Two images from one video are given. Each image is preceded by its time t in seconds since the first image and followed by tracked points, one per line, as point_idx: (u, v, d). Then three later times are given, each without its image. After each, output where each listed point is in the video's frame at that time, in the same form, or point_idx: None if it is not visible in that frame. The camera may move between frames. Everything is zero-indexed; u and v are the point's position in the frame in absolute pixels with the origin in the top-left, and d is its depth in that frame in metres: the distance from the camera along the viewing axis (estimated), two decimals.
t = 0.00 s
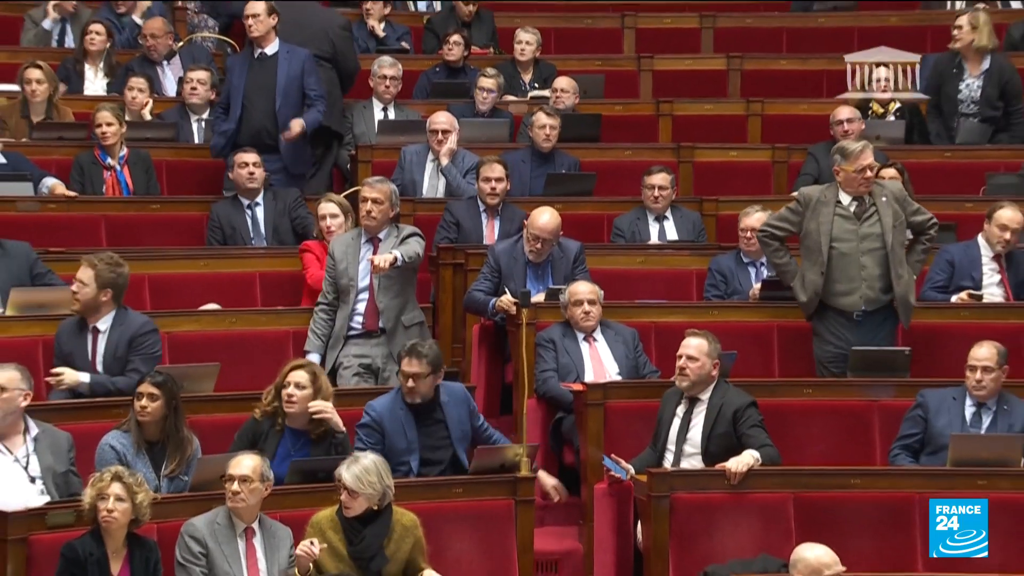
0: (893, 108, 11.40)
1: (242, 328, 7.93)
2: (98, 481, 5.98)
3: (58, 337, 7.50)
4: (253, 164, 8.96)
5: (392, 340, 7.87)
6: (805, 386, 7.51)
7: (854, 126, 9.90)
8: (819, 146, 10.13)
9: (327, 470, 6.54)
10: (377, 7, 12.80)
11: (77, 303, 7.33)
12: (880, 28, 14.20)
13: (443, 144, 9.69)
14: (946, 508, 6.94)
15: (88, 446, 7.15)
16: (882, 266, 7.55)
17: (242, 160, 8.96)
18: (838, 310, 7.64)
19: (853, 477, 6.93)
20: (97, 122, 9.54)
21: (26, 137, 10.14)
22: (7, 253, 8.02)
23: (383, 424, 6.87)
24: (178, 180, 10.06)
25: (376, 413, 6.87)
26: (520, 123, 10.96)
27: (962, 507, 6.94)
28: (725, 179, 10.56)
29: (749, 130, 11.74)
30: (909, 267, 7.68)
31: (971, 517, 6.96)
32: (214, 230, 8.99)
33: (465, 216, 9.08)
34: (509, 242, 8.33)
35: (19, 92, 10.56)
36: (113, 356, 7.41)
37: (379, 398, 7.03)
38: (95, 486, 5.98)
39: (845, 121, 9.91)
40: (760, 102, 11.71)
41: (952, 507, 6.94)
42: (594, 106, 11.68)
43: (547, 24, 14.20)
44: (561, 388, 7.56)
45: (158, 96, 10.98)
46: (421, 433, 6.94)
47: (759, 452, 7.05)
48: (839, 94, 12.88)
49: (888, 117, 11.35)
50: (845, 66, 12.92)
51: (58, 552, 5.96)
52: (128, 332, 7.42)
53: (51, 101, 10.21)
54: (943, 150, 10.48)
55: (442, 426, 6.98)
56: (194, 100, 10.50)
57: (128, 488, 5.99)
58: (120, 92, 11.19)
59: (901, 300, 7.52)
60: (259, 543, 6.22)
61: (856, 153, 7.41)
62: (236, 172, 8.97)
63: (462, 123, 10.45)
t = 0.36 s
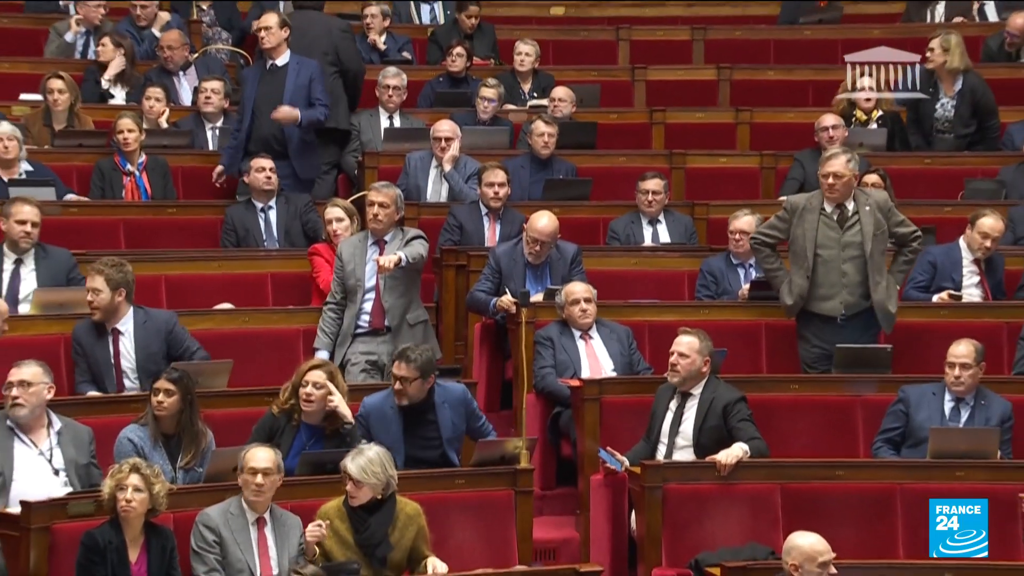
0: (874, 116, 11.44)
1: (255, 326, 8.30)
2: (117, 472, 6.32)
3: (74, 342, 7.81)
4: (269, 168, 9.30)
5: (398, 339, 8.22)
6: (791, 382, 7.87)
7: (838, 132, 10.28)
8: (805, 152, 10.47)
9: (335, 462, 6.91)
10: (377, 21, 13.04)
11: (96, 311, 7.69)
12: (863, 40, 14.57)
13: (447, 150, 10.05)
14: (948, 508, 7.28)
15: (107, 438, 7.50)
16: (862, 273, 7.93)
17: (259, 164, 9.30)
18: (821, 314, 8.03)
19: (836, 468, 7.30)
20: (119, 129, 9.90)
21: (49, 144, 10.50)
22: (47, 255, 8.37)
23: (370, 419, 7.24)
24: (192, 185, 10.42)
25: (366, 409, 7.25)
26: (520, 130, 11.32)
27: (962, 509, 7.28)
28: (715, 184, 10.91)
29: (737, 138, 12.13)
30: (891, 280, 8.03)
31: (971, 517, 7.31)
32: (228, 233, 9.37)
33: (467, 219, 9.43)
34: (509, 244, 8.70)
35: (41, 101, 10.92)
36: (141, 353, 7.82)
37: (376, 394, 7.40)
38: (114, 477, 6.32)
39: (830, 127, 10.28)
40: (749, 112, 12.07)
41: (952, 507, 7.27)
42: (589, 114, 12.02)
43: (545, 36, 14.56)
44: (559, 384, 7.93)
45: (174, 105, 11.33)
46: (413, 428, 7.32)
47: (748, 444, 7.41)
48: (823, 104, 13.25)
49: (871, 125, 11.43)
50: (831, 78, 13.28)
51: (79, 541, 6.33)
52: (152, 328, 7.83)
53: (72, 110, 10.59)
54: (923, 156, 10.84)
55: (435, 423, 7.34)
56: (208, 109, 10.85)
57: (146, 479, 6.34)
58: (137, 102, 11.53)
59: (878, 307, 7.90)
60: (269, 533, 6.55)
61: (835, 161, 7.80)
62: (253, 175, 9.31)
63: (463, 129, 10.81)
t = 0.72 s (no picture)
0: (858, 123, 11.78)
1: (268, 324, 8.68)
2: (134, 464, 6.66)
3: (78, 352, 8.00)
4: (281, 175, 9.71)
5: (402, 337, 8.60)
6: (779, 378, 8.24)
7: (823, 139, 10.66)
8: (791, 159, 10.81)
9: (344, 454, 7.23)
10: (382, 33, 13.46)
11: (105, 316, 7.89)
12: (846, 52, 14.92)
13: (449, 157, 10.44)
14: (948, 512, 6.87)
15: (125, 430, 7.86)
16: (848, 274, 8.31)
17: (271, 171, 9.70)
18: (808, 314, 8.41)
19: (821, 460, 7.67)
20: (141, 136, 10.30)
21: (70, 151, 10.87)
22: (79, 259, 8.76)
23: (370, 418, 7.56)
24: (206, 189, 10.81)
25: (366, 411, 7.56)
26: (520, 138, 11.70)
27: (963, 510, 6.83)
28: (706, 190, 11.29)
29: (726, 145, 12.51)
30: (875, 283, 8.45)
31: (972, 520, 6.84)
32: (240, 235, 9.75)
33: (469, 223, 9.83)
34: (510, 247, 9.08)
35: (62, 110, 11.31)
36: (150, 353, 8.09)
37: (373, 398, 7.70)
38: (131, 468, 6.66)
39: (815, 135, 10.65)
40: (738, 120, 12.45)
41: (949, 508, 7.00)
42: (585, 122, 12.40)
43: (543, 48, 14.96)
44: (557, 380, 8.30)
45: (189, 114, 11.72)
46: (410, 432, 7.63)
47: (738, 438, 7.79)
48: (809, 113, 13.64)
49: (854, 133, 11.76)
50: (817, 87, 13.65)
51: (99, 529, 6.69)
52: (158, 326, 8.12)
53: (93, 119, 10.98)
54: (904, 162, 11.21)
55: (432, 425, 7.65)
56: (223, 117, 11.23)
57: (162, 470, 6.68)
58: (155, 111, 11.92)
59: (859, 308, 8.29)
60: (284, 524, 6.88)
61: (821, 165, 8.19)
62: (266, 181, 9.71)
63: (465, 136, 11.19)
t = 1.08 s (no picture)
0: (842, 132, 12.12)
1: (278, 323, 9.09)
2: (152, 456, 7.06)
3: (92, 351, 8.32)
4: (291, 180, 10.11)
5: (406, 336, 9.00)
6: (767, 374, 8.64)
7: (809, 146, 11.07)
8: (779, 165, 11.21)
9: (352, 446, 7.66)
10: (387, 44, 13.93)
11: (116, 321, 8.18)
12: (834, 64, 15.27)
13: (452, 163, 10.83)
14: (948, 510, 7.11)
15: (144, 425, 8.25)
16: (835, 274, 8.72)
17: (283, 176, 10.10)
18: (798, 313, 8.82)
19: (807, 453, 8.07)
20: (163, 145, 10.64)
21: (91, 158, 11.24)
22: (100, 262, 9.17)
23: (379, 416, 7.95)
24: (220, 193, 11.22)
25: (375, 408, 7.95)
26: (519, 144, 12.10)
27: (964, 510, 7.11)
28: (698, 195, 11.68)
29: (716, 153, 12.90)
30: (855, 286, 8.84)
31: (971, 519, 7.13)
32: (253, 237, 10.15)
33: (473, 226, 10.23)
34: (510, 249, 9.48)
35: (83, 119, 11.72)
36: (158, 357, 8.36)
37: (382, 396, 8.09)
38: (148, 460, 7.06)
39: (801, 143, 11.05)
40: (728, 128, 12.84)
41: (954, 510, 7.12)
42: (582, 130, 12.79)
43: (542, 60, 15.38)
44: (555, 376, 8.70)
45: (203, 121, 12.13)
46: (416, 432, 8.01)
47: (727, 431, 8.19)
48: (797, 122, 14.03)
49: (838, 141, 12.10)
50: (803, 97, 14.03)
51: (119, 518, 7.07)
52: (165, 330, 8.39)
53: (112, 127, 11.38)
54: (886, 168, 11.59)
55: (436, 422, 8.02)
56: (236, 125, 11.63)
57: (178, 462, 7.08)
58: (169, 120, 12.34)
59: (845, 308, 8.69)
60: (297, 513, 7.26)
61: (808, 170, 8.60)
62: (278, 187, 10.10)
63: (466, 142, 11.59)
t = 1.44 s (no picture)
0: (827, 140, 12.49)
1: (288, 322, 9.47)
2: (167, 450, 7.41)
3: (112, 348, 8.71)
4: (299, 185, 10.49)
5: (410, 335, 9.38)
6: (756, 371, 9.01)
7: (796, 153, 11.44)
8: (768, 170, 11.57)
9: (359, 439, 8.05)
10: (392, 54, 14.33)
11: (131, 323, 8.59)
12: (821, 73, 15.57)
13: (455, 168, 11.21)
14: (945, 510, 7.58)
15: (159, 419, 8.61)
16: (823, 271, 9.06)
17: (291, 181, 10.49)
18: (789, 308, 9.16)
19: (795, 447, 8.43)
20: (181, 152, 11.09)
21: (108, 164, 11.61)
22: (116, 263, 9.56)
23: (386, 411, 8.32)
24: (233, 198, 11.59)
25: (383, 404, 8.32)
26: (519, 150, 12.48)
27: (961, 511, 7.58)
28: (690, 199, 12.05)
29: (707, 158, 13.26)
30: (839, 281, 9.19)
31: (969, 518, 7.58)
32: (263, 238, 10.53)
33: (484, 228, 10.60)
34: (510, 251, 9.85)
35: (101, 126, 12.11)
36: (176, 356, 8.75)
37: (390, 392, 8.46)
38: (163, 453, 7.40)
39: (789, 149, 11.42)
40: (719, 135, 13.22)
41: (951, 510, 7.59)
42: (579, 137, 13.16)
43: (541, 69, 15.77)
44: (552, 372, 9.08)
45: (215, 128, 12.52)
46: (423, 426, 8.37)
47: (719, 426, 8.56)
48: (785, 129, 14.39)
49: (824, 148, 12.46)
50: (791, 105, 14.33)
51: (136, 508, 7.42)
52: (184, 332, 8.78)
53: (128, 134, 11.76)
54: (870, 173, 11.96)
55: (441, 418, 8.38)
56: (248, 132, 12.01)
57: (192, 455, 7.42)
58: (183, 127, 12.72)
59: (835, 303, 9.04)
60: (304, 506, 7.59)
61: (797, 173, 8.90)
62: (286, 191, 10.49)
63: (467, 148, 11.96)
